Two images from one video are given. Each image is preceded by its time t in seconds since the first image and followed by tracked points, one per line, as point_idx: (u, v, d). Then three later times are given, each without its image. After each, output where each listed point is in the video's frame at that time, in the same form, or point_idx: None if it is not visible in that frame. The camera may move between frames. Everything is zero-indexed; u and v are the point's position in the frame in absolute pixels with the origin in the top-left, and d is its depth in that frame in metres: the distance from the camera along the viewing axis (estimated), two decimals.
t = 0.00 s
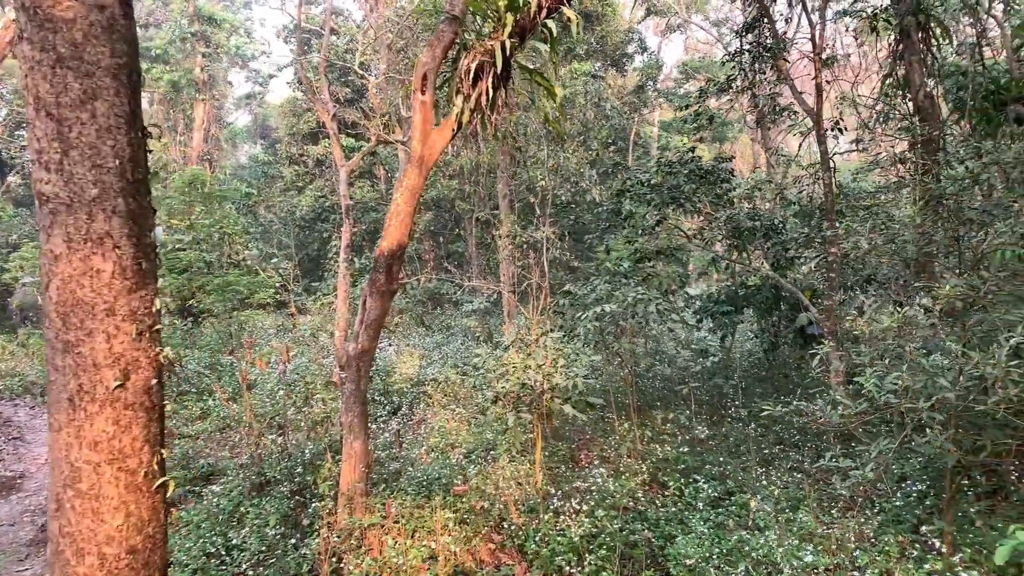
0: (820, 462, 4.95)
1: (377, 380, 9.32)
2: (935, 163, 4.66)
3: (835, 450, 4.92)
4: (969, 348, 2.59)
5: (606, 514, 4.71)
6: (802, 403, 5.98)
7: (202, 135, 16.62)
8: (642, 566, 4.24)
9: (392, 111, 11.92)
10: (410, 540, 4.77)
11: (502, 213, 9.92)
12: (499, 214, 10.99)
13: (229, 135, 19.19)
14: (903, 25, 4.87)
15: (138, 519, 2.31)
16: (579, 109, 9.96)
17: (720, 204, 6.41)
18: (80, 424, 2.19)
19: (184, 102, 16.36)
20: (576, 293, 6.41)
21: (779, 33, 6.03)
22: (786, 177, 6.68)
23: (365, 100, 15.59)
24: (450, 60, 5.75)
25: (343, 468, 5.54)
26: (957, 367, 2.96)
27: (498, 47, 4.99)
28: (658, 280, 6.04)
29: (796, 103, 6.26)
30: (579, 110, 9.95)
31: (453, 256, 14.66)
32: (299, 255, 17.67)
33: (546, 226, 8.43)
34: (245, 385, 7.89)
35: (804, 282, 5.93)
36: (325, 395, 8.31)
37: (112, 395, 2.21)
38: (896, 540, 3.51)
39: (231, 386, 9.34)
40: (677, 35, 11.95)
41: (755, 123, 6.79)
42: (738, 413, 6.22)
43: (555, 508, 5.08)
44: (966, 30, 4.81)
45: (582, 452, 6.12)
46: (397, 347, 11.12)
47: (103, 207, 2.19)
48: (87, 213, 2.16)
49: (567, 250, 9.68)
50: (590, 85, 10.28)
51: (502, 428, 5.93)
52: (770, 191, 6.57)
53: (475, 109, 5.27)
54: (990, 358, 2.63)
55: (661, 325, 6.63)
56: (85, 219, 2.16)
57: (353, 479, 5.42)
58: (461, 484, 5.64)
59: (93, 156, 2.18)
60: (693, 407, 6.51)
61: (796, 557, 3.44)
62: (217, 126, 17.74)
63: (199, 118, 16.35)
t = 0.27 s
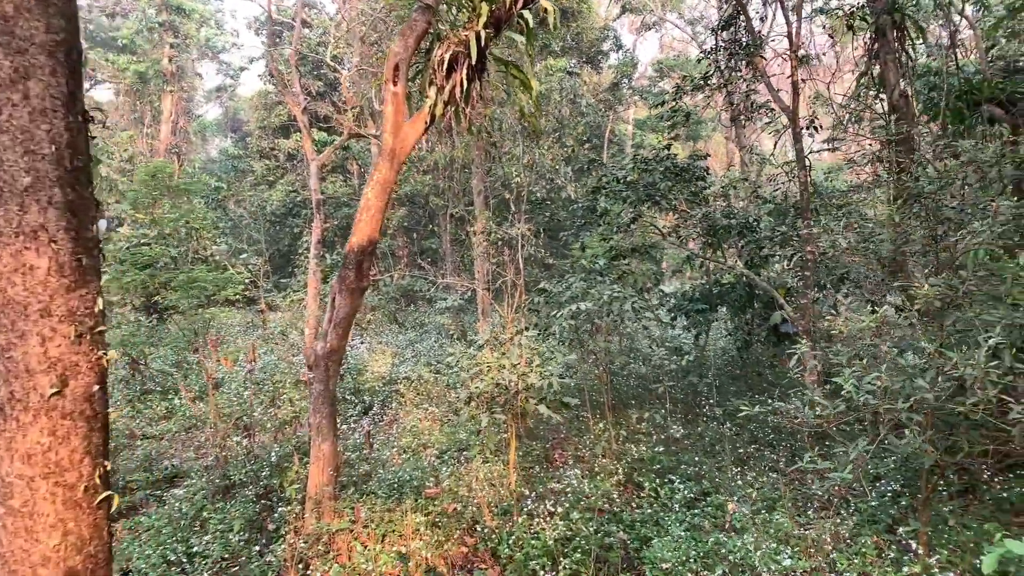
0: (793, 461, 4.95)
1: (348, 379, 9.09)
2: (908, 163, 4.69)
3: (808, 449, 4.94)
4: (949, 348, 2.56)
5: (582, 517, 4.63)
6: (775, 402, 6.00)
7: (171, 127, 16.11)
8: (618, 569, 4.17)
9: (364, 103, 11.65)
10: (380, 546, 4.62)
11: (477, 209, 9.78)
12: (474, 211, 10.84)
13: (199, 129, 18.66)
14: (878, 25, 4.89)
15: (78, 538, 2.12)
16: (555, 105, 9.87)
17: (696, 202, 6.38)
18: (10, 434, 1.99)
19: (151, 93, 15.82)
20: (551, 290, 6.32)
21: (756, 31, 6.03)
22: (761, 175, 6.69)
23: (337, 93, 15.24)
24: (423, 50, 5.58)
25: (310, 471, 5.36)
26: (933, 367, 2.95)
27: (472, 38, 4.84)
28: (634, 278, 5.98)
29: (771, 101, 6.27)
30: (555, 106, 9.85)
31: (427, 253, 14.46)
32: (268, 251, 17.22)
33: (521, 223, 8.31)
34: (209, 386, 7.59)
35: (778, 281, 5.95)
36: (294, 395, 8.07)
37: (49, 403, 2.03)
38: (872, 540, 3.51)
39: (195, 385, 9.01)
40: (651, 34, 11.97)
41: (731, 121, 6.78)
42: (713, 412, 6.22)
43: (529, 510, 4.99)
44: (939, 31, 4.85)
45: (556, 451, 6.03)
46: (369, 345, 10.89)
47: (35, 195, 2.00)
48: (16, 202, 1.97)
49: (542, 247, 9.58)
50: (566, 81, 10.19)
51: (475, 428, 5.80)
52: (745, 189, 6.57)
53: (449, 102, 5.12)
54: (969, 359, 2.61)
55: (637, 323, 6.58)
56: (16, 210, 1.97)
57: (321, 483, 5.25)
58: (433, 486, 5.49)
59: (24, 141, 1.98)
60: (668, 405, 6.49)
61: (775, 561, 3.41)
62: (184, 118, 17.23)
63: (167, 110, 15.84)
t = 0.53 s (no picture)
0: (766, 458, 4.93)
1: (316, 380, 8.81)
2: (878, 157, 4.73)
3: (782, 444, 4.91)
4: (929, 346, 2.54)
5: (557, 520, 4.51)
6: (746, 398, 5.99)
7: (129, 121, 15.44)
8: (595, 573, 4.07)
9: (330, 96, 11.29)
10: (348, 555, 4.44)
11: (448, 205, 9.56)
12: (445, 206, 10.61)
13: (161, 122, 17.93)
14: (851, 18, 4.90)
15: None
16: (526, 99, 9.71)
17: (671, 195, 6.30)
18: None
19: (109, 87, 14.83)
20: (524, 287, 6.17)
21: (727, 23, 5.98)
22: (732, 169, 6.66)
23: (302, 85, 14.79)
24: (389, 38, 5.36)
25: (275, 478, 5.16)
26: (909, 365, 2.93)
27: (440, 26, 4.65)
28: (608, 275, 5.88)
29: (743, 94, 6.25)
30: (527, 100, 9.70)
31: (398, 249, 14.16)
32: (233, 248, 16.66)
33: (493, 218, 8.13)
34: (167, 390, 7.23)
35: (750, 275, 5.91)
36: (258, 398, 7.76)
37: None
38: (851, 542, 3.49)
39: (155, 390, 8.60)
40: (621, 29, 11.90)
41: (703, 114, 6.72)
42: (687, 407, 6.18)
43: (503, 513, 4.85)
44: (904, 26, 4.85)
45: (530, 450, 5.89)
46: (338, 344, 10.59)
47: None
48: None
49: (515, 242, 9.43)
50: (537, 75, 10.04)
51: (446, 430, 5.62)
52: (717, 182, 6.53)
53: (416, 93, 4.93)
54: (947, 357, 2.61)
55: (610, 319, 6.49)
56: None
57: (286, 490, 5.06)
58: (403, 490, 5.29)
59: None
60: (642, 401, 6.41)
61: (755, 564, 3.36)
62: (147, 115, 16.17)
63: (125, 103, 15.16)
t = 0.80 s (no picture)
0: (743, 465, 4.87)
1: (283, 386, 8.51)
2: (856, 161, 4.79)
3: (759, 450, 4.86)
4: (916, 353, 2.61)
5: (532, 532, 4.38)
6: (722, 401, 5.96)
7: (90, 118, 14.83)
8: None
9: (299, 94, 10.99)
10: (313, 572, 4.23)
11: (421, 206, 9.36)
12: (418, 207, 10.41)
13: (125, 120, 17.33)
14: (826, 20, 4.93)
15: None
16: (501, 99, 9.58)
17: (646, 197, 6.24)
18: None
19: (72, 84, 14.22)
20: (498, 290, 6.01)
21: (703, 23, 5.95)
22: (707, 172, 6.64)
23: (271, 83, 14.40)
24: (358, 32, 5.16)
25: (238, 491, 4.93)
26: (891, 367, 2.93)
27: (410, 20, 4.49)
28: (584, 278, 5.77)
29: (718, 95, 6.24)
30: (501, 100, 9.57)
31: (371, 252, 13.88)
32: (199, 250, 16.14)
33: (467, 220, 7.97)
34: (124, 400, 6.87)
35: (725, 277, 5.87)
36: (222, 406, 7.44)
37: None
38: (831, 551, 3.44)
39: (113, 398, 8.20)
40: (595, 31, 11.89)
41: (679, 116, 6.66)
42: (663, 411, 6.13)
43: (476, 524, 4.69)
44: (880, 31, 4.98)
45: (505, 457, 5.74)
46: (308, 348, 10.30)
47: None
48: None
49: (490, 244, 9.28)
50: (511, 75, 9.92)
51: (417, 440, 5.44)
52: (691, 184, 6.52)
53: (386, 89, 4.75)
54: (932, 363, 2.68)
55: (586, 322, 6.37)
56: None
57: (249, 504, 4.81)
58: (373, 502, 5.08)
59: None
60: (618, 406, 6.31)
61: None
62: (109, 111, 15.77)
63: (86, 100, 14.56)
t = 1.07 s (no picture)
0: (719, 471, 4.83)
1: (247, 394, 8.22)
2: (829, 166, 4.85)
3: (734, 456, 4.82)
4: (898, 359, 2.65)
5: (505, 545, 4.26)
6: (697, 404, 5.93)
7: (49, 118, 14.17)
8: None
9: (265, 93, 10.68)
10: None
11: (391, 208, 9.14)
12: (389, 210, 10.20)
13: (87, 120, 16.68)
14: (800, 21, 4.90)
15: None
16: (473, 101, 9.44)
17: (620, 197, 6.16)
18: None
19: (30, 81, 13.65)
20: (470, 294, 5.83)
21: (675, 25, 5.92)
22: (681, 175, 6.61)
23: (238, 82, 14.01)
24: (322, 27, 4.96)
25: (197, 507, 4.69)
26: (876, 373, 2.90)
27: (376, 14, 4.32)
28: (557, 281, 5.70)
29: (692, 97, 6.22)
30: (473, 102, 9.43)
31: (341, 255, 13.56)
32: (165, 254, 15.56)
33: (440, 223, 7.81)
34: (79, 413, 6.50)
35: (698, 280, 5.82)
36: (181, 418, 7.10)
37: None
38: (808, 560, 3.41)
39: (68, 410, 7.79)
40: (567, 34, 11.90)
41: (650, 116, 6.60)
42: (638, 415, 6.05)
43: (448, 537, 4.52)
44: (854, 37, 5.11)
45: (477, 465, 5.58)
46: (275, 353, 10.02)
47: None
48: None
49: (462, 247, 9.12)
50: (483, 77, 9.79)
51: (386, 447, 5.24)
52: (665, 186, 6.44)
53: (351, 86, 4.57)
54: (913, 368, 2.74)
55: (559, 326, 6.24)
56: None
57: (208, 521, 4.57)
58: (339, 515, 4.88)
59: None
60: (592, 412, 6.24)
61: None
62: (67, 110, 15.12)
63: (46, 99, 13.86)
